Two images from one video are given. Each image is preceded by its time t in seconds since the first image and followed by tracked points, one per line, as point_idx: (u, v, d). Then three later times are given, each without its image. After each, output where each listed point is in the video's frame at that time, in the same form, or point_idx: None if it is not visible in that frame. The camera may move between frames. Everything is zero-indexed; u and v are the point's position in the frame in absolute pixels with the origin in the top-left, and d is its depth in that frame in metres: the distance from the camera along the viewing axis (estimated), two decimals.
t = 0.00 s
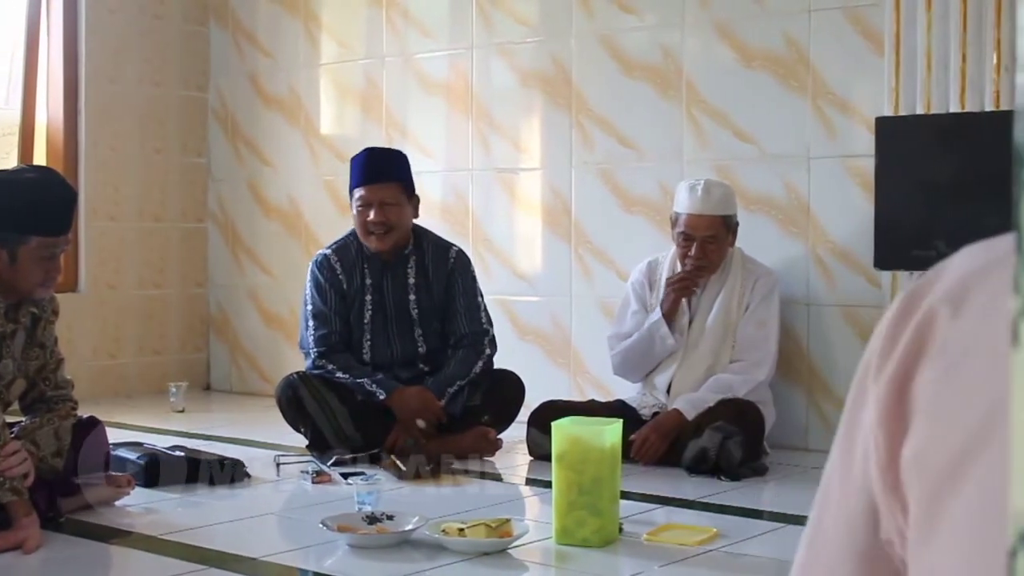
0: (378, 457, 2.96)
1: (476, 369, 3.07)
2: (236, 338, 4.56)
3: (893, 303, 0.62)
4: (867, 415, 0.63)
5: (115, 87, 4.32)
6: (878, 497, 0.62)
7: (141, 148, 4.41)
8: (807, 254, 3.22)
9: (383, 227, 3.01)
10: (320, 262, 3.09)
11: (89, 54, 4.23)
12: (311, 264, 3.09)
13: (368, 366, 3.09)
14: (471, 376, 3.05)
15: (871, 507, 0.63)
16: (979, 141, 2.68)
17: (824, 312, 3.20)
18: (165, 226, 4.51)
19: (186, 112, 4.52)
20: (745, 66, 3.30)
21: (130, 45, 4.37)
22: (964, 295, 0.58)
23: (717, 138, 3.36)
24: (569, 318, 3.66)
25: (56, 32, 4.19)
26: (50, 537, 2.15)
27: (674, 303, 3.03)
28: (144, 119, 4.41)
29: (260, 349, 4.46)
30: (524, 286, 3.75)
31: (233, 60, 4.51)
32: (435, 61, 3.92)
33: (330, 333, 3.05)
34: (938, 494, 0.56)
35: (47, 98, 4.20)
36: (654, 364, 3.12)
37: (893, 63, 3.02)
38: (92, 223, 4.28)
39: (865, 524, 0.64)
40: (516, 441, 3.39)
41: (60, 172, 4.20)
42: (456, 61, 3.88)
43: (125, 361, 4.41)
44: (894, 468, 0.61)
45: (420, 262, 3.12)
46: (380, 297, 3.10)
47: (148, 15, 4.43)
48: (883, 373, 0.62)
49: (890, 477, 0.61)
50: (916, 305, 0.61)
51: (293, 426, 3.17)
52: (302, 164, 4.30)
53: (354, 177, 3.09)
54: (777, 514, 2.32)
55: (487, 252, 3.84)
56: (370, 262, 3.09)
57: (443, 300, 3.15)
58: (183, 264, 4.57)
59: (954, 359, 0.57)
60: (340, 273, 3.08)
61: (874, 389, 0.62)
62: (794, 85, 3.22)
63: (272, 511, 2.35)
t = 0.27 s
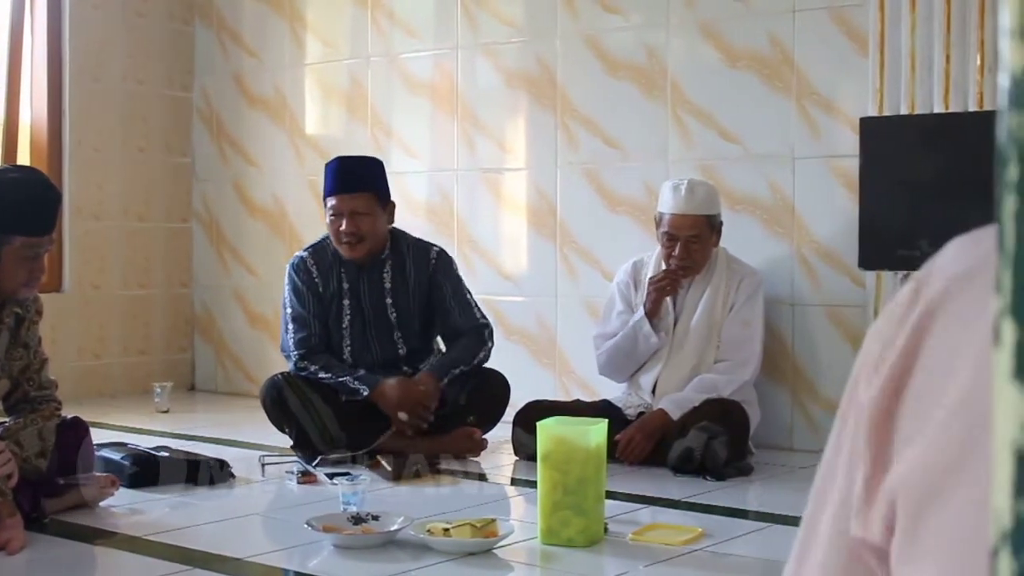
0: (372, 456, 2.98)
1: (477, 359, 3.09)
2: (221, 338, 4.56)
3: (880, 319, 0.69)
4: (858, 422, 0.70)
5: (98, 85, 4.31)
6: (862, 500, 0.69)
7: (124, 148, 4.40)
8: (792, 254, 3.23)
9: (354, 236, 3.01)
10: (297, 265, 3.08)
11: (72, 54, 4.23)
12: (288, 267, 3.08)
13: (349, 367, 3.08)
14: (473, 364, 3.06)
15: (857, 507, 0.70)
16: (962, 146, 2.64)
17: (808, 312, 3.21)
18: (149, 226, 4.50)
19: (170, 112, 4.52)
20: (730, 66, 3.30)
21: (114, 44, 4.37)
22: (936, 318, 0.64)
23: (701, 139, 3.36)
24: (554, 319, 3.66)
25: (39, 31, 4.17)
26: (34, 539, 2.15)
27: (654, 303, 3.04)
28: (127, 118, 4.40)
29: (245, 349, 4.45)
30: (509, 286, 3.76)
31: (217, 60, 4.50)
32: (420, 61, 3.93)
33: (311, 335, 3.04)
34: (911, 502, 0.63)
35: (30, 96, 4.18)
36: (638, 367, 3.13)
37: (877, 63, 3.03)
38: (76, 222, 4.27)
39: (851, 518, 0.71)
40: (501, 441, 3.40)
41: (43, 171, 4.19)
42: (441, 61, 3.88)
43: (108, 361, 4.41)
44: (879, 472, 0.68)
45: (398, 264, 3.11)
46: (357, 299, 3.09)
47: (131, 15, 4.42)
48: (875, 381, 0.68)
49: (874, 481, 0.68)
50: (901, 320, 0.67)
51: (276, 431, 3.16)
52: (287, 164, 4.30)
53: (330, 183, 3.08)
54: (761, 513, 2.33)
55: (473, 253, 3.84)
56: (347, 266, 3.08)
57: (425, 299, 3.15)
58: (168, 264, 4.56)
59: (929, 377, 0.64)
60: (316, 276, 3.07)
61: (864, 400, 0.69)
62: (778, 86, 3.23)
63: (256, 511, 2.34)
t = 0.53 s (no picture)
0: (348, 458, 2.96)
1: (453, 368, 3.09)
2: (205, 339, 4.55)
3: (861, 305, 0.62)
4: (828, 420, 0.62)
5: (83, 86, 4.30)
6: (828, 505, 0.61)
7: (108, 149, 4.39)
8: (777, 255, 3.24)
9: (355, 243, 3.02)
10: (286, 266, 3.09)
11: (57, 54, 4.22)
12: (278, 268, 3.09)
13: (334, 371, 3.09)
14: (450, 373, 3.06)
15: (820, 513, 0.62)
16: (940, 149, 2.66)
17: (794, 312, 3.21)
18: (134, 226, 4.49)
19: (155, 113, 4.51)
20: (716, 68, 3.31)
21: (99, 45, 4.36)
22: (924, 300, 0.56)
23: (687, 139, 3.37)
24: (540, 320, 3.66)
25: (24, 31, 4.16)
26: (18, 540, 2.14)
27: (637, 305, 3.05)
28: (112, 119, 4.39)
29: (230, 350, 4.44)
30: (495, 287, 3.76)
31: (202, 60, 4.50)
32: (406, 62, 3.93)
33: (297, 338, 3.05)
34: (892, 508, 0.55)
35: (14, 96, 4.17)
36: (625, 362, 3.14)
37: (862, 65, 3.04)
38: (61, 223, 4.26)
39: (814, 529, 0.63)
40: (488, 442, 3.40)
41: (28, 172, 4.18)
42: (427, 62, 3.88)
43: (93, 362, 4.39)
44: (852, 476, 0.59)
45: (386, 269, 3.10)
46: (345, 304, 3.09)
47: (117, 15, 4.42)
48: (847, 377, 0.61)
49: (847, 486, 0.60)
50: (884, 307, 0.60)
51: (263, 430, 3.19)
52: (273, 165, 4.29)
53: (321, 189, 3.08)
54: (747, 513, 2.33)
55: (459, 254, 3.84)
56: (337, 269, 3.08)
57: (412, 304, 3.14)
58: (153, 265, 4.55)
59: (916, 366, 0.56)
60: (306, 278, 3.07)
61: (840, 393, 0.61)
62: (764, 87, 3.24)
63: (242, 511, 2.34)
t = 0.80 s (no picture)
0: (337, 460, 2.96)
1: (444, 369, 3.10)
2: (195, 339, 4.55)
3: (852, 306, 0.60)
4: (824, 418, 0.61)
5: (72, 86, 4.31)
6: (829, 508, 0.59)
7: (97, 149, 4.38)
8: (767, 255, 3.25)
9: (380, 235, 3.04)
10: (290, 262, 3.06)
11: (45, 55, 4.22)
12: (281, 264, 3.06)
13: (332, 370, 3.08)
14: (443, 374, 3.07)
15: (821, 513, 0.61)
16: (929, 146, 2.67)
17: (783, 312, 3.22)
18: (123, 227, 4.49)
19: (145, 113, 4.51)
20: (706, 68, 3.31)
21: (88, 45, 4.36)
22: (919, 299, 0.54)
23: (677, 139, 3.37)
24: (530, 319, 3.66)
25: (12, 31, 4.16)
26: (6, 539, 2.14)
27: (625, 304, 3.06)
28: (102, 119, 4.39)
29: (220, 350, 4.44)
30: (486, 287, 3.76)
31: (191, 60, 4.49)
32: (396, 61, 3.92)
33: (293, 336, 3.03)
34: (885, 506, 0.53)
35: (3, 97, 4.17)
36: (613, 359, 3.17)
37: (852, 65, 3.05)
38: (50, 224, 4.27)
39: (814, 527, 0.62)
40: (479, 442, 3.40)
41: (17, 172, 4.18)
42: (417, 61, 3.87)
43: (83, 362, 4.39)
44: (847, 483, 0.58)
45: (392, 267, 3.12)
46: (351, 301, 3.08)
47: (106, 16, 4.42)
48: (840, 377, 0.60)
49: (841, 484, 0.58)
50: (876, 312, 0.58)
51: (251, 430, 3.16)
52: (261, 165, 4.26)
53: (336, 186, 3.09)
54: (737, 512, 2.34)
55: (450, 254, 3.84)
56: (344, 267, 3.08)
57: (413, 304, 3.16)
58: (143, 265, 4.55)
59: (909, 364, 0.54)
60: (310, 276, 3.06)
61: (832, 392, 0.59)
62: (754, 86, 3.24)
63: (232, 512, 2.34)
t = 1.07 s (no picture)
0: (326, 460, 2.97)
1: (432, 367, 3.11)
2: (184, 338, 4.55)
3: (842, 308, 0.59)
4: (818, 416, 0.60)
5: (62, 86, 4.30)
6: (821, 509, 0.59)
7: (86, 148, 4.37)
8: (755, 255, 3.25)
9: (388, 231, 3.03)
10: (289, 257, 3.04)
11: (35, 54, 4.20)
12: (279, 259, 3.04)
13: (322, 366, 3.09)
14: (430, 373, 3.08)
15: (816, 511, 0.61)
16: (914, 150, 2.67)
17: (771, 312, 3.23)
18: (112, 226, 4.49)
19: (133, 112, 4.50)
20: (694, 68, 3.32)
21: (77, 44, 4.35)
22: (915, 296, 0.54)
23: (665, 139, 3.37)
24: (518, 319, 3.67)
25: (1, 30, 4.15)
26: None
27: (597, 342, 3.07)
28: (91, 119, 4.38)
29: (208, 350, 4.44)
30: (473, 286, 3.76)
31: (180, 60, 4.49)
32: (384, 61, 3.92)
33: (284, 330, 3.01)
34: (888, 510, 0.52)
35: None
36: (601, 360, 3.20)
37: (840, 65, 3.05)
38: (38, 223, 4.25)
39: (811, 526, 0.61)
40: (467, 442, 3.40)
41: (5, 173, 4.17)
42: (405, 60, 3.87)
43: (72, 362, 4.38)
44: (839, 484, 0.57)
45: (390, 265, 3.11)
46: (349, 297, 3.08)
47: (96, 15, 4.40)
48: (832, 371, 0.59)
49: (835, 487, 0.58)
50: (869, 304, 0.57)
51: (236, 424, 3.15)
52: (250, 166, 4.29)
53: (343, 181, 3.07)
54: (724, 511, 2.35)
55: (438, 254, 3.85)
56: (343, 264, 3.06)
57: (407, 300, 3.16)
58: (131, 265, 4.55)
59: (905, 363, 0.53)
60: (309, 272, 3.04)
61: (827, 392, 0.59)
62: (743, 86, 3.25)
63: (220, 512, 2.34)
